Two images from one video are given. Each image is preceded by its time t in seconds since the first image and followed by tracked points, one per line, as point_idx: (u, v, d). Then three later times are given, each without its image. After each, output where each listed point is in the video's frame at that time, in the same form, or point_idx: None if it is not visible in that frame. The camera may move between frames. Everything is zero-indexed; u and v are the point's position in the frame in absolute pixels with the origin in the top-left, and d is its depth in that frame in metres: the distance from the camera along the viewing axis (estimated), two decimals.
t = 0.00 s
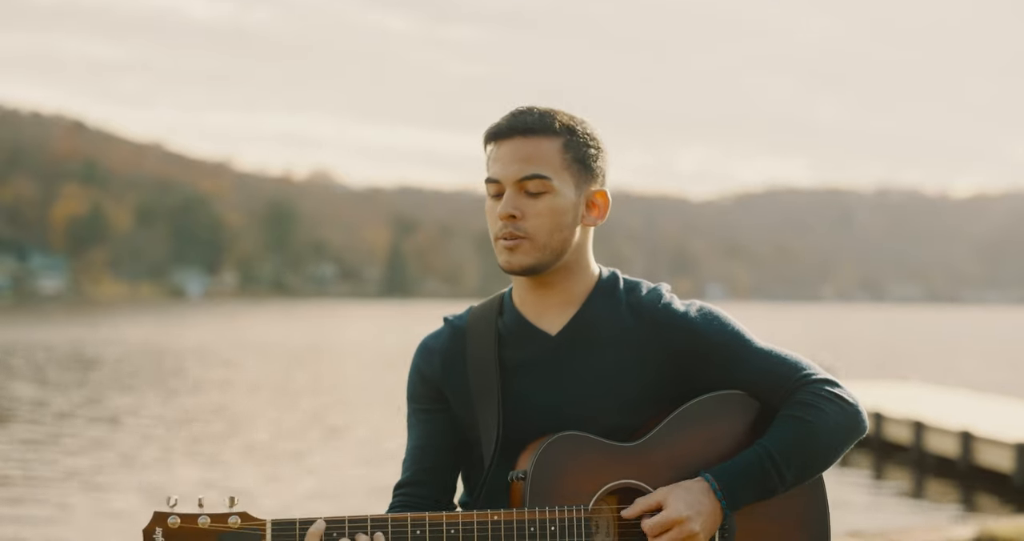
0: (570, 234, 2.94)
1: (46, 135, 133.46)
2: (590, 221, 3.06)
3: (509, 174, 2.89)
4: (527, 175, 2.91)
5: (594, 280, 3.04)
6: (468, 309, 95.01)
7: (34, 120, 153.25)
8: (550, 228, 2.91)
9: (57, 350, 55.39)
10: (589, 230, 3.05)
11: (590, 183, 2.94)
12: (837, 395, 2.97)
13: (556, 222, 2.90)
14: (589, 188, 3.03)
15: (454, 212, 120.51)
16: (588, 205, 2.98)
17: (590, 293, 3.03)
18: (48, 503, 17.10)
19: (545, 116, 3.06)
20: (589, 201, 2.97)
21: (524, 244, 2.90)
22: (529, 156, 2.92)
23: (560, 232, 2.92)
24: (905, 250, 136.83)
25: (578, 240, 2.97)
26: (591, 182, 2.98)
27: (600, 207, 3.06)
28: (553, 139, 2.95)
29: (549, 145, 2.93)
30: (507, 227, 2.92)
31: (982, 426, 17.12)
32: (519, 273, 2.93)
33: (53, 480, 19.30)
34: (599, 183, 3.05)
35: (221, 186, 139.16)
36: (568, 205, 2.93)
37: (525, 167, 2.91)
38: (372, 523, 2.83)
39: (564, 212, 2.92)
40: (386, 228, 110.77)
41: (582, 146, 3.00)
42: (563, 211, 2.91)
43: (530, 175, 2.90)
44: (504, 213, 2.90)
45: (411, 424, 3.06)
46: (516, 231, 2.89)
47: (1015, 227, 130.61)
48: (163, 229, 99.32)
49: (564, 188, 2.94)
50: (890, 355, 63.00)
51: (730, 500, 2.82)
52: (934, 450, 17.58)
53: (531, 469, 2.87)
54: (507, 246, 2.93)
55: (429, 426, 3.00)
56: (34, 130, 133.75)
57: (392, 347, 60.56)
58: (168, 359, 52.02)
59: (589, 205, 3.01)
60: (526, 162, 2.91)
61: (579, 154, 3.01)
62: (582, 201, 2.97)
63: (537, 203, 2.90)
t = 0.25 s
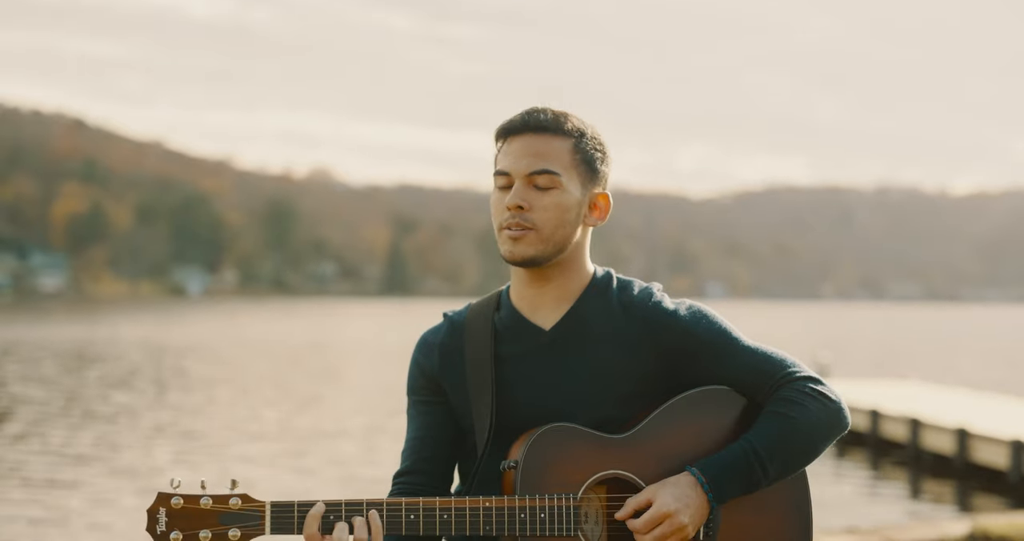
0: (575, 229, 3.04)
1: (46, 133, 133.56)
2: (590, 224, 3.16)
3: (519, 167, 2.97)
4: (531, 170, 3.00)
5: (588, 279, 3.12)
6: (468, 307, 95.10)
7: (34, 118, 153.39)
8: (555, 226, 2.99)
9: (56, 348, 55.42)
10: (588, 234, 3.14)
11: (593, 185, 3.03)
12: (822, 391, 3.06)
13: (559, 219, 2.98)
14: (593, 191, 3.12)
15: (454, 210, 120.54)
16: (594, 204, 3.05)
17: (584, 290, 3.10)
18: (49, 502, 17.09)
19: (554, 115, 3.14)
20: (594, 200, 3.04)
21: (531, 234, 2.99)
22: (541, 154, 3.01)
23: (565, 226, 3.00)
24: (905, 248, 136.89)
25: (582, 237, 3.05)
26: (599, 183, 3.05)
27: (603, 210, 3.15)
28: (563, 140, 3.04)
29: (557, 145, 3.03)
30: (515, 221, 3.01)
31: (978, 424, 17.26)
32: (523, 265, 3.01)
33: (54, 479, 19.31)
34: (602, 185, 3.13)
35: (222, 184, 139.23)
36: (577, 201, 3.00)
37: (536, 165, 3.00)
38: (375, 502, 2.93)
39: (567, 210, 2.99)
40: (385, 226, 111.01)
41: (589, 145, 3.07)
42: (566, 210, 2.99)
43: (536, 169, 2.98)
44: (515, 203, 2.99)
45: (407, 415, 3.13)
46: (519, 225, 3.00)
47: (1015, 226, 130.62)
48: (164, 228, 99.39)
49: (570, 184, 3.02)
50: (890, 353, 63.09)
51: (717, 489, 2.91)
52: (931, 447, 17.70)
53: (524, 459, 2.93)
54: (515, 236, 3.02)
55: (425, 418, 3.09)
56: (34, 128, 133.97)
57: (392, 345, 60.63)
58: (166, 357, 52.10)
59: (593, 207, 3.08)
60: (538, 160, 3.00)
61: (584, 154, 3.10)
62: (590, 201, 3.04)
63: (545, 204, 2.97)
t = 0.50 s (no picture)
0: (571, 225, 3.11)
1: (47, 132, 133.60)
2: (583, 225, 3.23)
3: (523, 163, 3.03)
4: (527, 163, 3.06)
5: (573, 275, 3.19)
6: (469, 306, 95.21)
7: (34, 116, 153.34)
8: (549, 221, 3.06)
9: (56, 347, 55.48)
10: (580, 236, 3.21)
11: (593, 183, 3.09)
12: (797, 385, 3.16)
13: (553, 216, 3.04)
14: (590, 192, 3.19)
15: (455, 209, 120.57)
16: (589, 202, 3.12)
17: (570, 284, 3.17)
18: (49, 501, 17.06)
19: (553, 114, 3.20)
20: (589, 198, 3.11)
21: (526, 226, 3.06)
22: (543, 152, 3.07)
23: (562, 223, 3.07)
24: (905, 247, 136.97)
25: (573, 234, 3.12)
26: (592, 181, 3.14)
27: (595, 215, 3.24)
28: (558, 138, 3.10)
29: (560, 141, 3.10)
30: (508, 216, 3.07)
31: (975, 421, 17.28)
32: (518, 257, 3.07)
33: (53, 478, 19.27)
34: (600, 187, 3.19)
35: (223, 182, 139.26)
36: (574, 200, 3.06)
37: (537, 162, 3.06)
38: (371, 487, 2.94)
39: (561, 208, 3.04)
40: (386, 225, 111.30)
41: (584, 143, 3.15)
42: (561, 208, 3.04)
43: (531, 164, 3.05)
44: (516, 195, 3.05)
45: (394, 403, 3.16)
46: (513, 219, 3.07)
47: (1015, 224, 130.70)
48: (165, 226, 99.45)
49: (568, 181, 3.08)
50: (889, 351, 63.19)
51: (701, 475, 2.98)
52: (927, 443, 17.71)
53: (515, 447, 2.98)
54: (512, 228, 3.08)
55: (415, 408, 3.12)
56: (35, 127, 134.20)
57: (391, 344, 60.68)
58: (165, 355, 52.10)
59: (588, 206, 3.15)
60: (540, 157, 3.06)
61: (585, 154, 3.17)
62: (586, 198, 3.11)
63: (541, 203, 3.03)
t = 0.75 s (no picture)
0: (557, 222, 3.17)
1: (49, 128, 133.74)
2: (567, 222, 3.30)
3: (512, 158, 3.08)
4: (511, 158, 3.12)
5: (552, 267, 3.27)
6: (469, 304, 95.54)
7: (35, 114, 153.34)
8: (535, 215, 3.11)
9: (56, 345, 55.55)
10: (561, 236, 3.27)
11: (575, 176, 3.16)
12: (775, 367, 3.23)
13: (538, 209, 3.10)
14: (574, 191, 3.27)
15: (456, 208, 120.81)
16: (570, 195, 3.19)
17: (547, 276, 3.24)
18: (49, 500, 17.03)
19: (538, 111, 3.25)
20: (571, 191, 3.18)
21: (512, 222, 3.12)
22: (531, 148, 3.13)
23: (548, 214, 3.12)
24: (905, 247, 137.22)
25: (556, 227, 3.18)
26: (572, 173, 3.21)
27: (577, 214, 3.32)
28: (539, 134, 3.17)
29: (546, 133, 3.16)
30: (491, 212, 3.14)
31: (973, 418, 17.31)
32: (503, 249, 3.13)
33: (53, 477, 19.23)
34: (581, 184, 3.27)
35: (224, 181, 139.60)
36: (559, 197, 3.12)
37: (523, 158, 3.11)
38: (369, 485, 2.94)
39: (544, 202, 3.11)
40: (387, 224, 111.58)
41: (566, 140, 3.21)
42: (546, 201, 3.11)
43: (512, 160, 3.11)
44: (510, 190, 3.09)
45: (380, 403, 3.19)
46: (498, 215, 3.13)
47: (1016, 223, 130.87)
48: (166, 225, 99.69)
49: (552, 176, 3.14)
50: (889, 350, 63.41)
51: (682, 460, 3.04)
52: (926, 440, 17.75)
53: (504, 440, 3.02)
54: (497, 224, 3.14)
55: (398, 403, 3.17)
56: (36, 125, 134.42)
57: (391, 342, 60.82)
58: (164, 354, 52.13)
59: (570, 200, 3.22)
60: (526, 154, 3.12)
61: (571, 147, 3.23)
62: (569, 195, 3.18)
63: (526, 198, 3.10)
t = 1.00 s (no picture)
0: (532, 214, 3.27)
1: (53, 127, 133.97)
2: (542, 214, 3.41)
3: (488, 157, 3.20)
4: (486, 156, 3.24)
5: (530, 253, 3.37)
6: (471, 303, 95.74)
7: (39, 113, 153.58)
8: (513, 210, 3.23)
9: (60, 344, 55.84)
10: (536, 230, 3.39)
11: (548, 167, 3.27)
12: (747, 346, 3.36)
13: (515, 204, 3.21)
14: (549, 183, 3.38)
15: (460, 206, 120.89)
16: (543, 190, 3.31)
17: (526, 267, 3.34)
18: (52, 499, 17.15)
19: (511, 110, 3.37)
20: (547, 183, 3.29)
21: (488, 217, 3.23)
22: (506, 146, 3.24)
23: (524, 209, 3.23)
24: (909, 246, 137.14)
25: (530, 223, 3.29)
26: (546, 169, 3.33)
27: (550, 206, 3.45)
28: (513, 131, 3.27)
29: (519, 128, 3.26)
30: (469, 207, 3.25)
31: (972, 415, 17.36)
32: (481, 242, 3.24)
33: (56, 475, 19.35)
34: (555, 175, 3.37)
35: (228, 179, 139.75)
36: (534, 195, 3.23)
37: (500, 154, 3.23)
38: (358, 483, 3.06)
39: (520, 197, 3.22)
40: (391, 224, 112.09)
41: (539, 135, 3.31)
42: (522, 197, 3.21)
43: (488, 157, 3.22)
44: (486, 185, 3.20)
45: (364, 399, 3.30)
46: (475, 209, 3.24)
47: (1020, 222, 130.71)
48: (171, 223, 99.84)
49: (527, 171, 3.26)
50: (891, 348, 63.56)
51: (662, 442, 3.17)
52: (926, 438, 17.77)
53: (487, 432, 3.13)
54: (475, 218, 3.25)
55: (383, 398, 3.26)
56: (40, 124, 134.96)
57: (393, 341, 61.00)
58: (167, 352, 52.33)
59: (545, 193, 3.33)
60: (503, 149, 3.24)
61: (544, 140, 3.34)
62: (541, 188, 3.29)
63: (504, 193, 3.20)
